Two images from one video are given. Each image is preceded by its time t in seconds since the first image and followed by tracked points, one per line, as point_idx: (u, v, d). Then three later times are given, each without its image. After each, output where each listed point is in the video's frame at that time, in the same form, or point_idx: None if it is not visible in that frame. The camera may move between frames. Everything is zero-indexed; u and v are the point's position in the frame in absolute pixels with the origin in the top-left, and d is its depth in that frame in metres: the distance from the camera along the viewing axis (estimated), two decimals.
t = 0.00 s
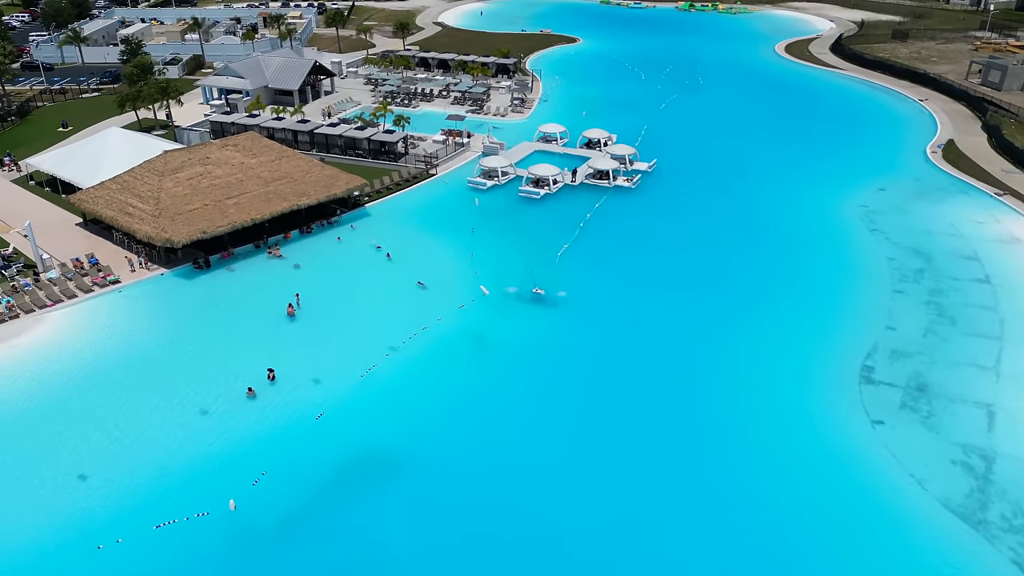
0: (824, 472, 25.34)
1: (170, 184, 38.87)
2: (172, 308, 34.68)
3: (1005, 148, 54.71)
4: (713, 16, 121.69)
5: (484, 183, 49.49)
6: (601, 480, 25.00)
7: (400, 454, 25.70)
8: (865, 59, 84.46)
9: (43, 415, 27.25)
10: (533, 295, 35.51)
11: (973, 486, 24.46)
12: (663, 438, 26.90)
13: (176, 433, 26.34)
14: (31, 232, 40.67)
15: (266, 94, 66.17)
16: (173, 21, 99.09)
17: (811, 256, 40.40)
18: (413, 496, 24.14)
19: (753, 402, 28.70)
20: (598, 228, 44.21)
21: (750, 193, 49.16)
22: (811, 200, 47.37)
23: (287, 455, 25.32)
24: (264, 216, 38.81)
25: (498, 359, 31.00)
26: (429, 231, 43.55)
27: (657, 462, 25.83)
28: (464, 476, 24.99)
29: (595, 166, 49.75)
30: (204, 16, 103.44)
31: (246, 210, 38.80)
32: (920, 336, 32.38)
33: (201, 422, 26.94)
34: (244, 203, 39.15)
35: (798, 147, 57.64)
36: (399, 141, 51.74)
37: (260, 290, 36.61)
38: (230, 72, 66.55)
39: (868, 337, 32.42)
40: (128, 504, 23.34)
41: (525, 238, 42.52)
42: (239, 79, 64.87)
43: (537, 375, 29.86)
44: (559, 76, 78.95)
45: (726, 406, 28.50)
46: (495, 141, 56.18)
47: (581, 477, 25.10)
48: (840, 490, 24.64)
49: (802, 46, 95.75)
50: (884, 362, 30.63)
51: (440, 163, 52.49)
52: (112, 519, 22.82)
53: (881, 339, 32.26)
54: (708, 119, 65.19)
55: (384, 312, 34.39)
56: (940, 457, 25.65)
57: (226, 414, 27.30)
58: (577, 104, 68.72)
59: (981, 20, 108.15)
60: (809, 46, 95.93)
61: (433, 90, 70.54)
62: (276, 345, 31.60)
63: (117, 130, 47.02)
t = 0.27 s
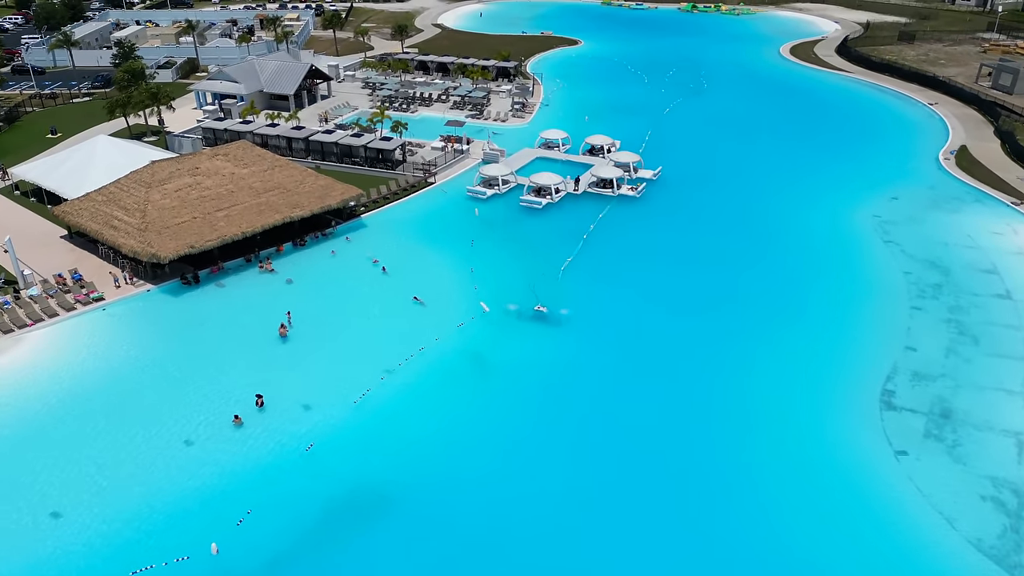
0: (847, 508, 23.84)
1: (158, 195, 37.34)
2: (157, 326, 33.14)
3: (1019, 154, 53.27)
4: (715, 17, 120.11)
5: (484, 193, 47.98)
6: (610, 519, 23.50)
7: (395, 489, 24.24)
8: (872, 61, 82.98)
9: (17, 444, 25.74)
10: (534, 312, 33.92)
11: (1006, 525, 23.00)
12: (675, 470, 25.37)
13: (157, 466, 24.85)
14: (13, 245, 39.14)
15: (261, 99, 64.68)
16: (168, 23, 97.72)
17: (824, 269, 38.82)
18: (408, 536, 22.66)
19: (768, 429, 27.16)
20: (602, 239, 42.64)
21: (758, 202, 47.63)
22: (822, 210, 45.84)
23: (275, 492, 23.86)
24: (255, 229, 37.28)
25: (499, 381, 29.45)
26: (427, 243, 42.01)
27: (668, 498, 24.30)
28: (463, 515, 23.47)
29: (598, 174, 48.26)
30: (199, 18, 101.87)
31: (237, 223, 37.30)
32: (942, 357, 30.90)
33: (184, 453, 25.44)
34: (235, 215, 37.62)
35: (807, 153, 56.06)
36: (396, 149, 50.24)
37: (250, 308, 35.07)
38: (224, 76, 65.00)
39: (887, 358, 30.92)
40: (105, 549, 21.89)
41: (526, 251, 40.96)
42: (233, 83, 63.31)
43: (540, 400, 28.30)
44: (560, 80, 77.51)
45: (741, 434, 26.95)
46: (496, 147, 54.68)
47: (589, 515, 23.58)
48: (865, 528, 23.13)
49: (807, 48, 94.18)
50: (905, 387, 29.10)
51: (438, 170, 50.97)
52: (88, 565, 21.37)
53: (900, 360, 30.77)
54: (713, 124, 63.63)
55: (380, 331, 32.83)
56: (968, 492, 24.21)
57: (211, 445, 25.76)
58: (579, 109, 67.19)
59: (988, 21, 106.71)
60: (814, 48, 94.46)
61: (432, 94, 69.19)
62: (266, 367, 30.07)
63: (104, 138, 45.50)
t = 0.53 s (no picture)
0: (873, 550, 22.32)
1: (144, 208, 35.81)
2: (141, 346, 31.58)
3: None
4: (718, 18, 118.56)
5: (483, 203, 46.51)
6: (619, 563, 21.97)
7: (389, 529, 22.70)
8: (879, 64, 81.51)
9: None
10: (536, 331, 32.38)
11: None
12: (688, 507, 23.84)
13: (135, 504, 23.31)
14: None
15: (256, 104, 63.23)
16: (163, 26, 96.36)
17: (838, 283, 37.26)
18: None
19: (786, 460, 25.60)
20: (606, 251, 41.06)
21: (768, 212, 46.08)
22: (834, 220, 44.29)
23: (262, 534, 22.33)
24: (245, 243, 35.78)
25: (500, 407, 27.89)
26: (424, 256, 40.49)
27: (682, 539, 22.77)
28: (462, 559, 21.95)
29: (601, 182, 46.75)
30: (194, 21, 100.34)
31: (226, 237, 35.78)
32: (966, 380, 29.37)
33: (165, 489, 23.90)
34: (224, 228, 36.12)
35: (816, 160, 54.48)
36: (394, 157, 48.75)
37: (239, 326, 33.52)
38: (218, 80, 63.54)
39: (908, 382, 29.38)
40: None
41: (528, 264, 39.43)
42: (227, 88, 61.77)
43: (543, 429, 26.77)
44: (561, 83, 76.06)
45: (757, 466, 25.40)
46: (496, 154, 53.18)
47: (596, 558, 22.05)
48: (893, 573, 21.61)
49: (812, 51, 92.63)
50: (928, 414, 27.59)
51: (437, 179, 49.46)
52: None
53: (922, 384, 29.24)
54: (719, 129, 62.07)
55: (374, 351, 31.29)
56: (1000, 533, 22.76)
57: (195, 480, 24.24)
58: (581, 114, 65.67)
59: (995, 23, 105.21)
60: (819, 50, 93.01)
61: (430, 99, 67.80)
62: (254, 392, 28.50)
63: (91, 146, 43.99)
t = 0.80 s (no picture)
0: None
1: (128, 222, 34.25)
2: (123, 369, 30.03)
3: None
4: (721, 20, 116.93)
5: (483, 213, 44.96)
6: None
7: None
8: (887, 67, 79.98)
9: None
10: (539, 354, 30.79)
11: None
12: (702, 549, 22.34)
13: (110, 548, 21.78)
14: None
15: (250, 109, 61.73)
16: (158, 28, 94.94)
17: (853, 298, 35.74)
18: None
19: (806, 497, 24.07)
20: (611, 264, 39.43)
21: (778, 222, 44.51)
22: (847, 231, 42.75)
23: None
24: (234, 259, 34.21)
25: (501, 437, 26.36)
26: (422, 270, 38.88)
27: None
28: None
29: (605, 192, 45.10)
30: (190, 24, 98.88)
31: (214, 252, 34.22)
32: (993, 407, 27.86)
33: (143, 530, 22.36)
34: (212, 243, 34.56)
35: (825, 168, 52.92)
36: (391, 165, 47.15)
37: (227, 346, 31.95)
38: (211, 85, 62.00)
39: (933, 409, 27.85)
40: None
41: (529, 278, 37.82)
42: (221, 93, 60.22)
43: (547, 461, 25.26)
44: (563, 87, 74.56)
45: (775, 503, 23.86)
46: (496, 162, 51.64)
47: None
48: None
49: (817, 53, 91.00)
50: (955, 445, 26.11)
51: (435, 188, 47.87)
52: None
53: (947, 411, 27.72)
54: (725, 135, 60.48)
55: (369, 375, 29.74)
56: None
57: (176, 520, 22.69)
58: (584, 120, 64.08)
59: (1003, 24, 103.67)
60: (825, 52, 91.47)
61: (429, 103, 66.34)
62: (240, 420, 26.95)
63: (76, 155, 42.44)
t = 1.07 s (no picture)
0: None
1: (110, 237, 32.68)
2: (102, 395, 28.48)
3: None
4: (724, 21, 115.46)
5: (483, 224, 43.39)
6: None
7: None
8: (895, 70, 78.44)
9: None
10: (542, 378, 29.23)
11: None
12: None
13: None
14: None
15: (244, 115, 60.23)
16: (153, 31, 93.46)
17: (870, 316, 34.18)
18: None
19: (827, 539, 22.57)
20: (616, 278, 37.87)
21: (789, 233, 42.94)
22: (861, 243, 41.18)
23: None
24: (222, 276, 32.63)
25: (501, 472, 24.83)
26: (419, 286, 37.30)
27: None
28: None
29: (609, 203, 43.55)
30: (186, 26, 97.41)
31: (201, 269, 32.64)
32: None
33: None
34: (199, 259, 32.99)
35: (835, 176, 51.39)
36: (388, 175, 45.60)
37: (213, 369, 30.37)
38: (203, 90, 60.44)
39: (959, 439, 26.30)
40: None
41: (531, 294, 36.26)
42: (213, 98, 58.68)
43: (551, 500, 23.77)
44: (565, 91, 73.05)
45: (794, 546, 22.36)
46: (496, 171, 50.09)
47: None
48: None
49: (823, 56, 89.48)
50: (985, 479, 24.58)
51: (434, 198, 46.32)
52: None
53: (975, 442, 26.18)
54: (731, 141, 58.95)
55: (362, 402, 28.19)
56: None
57: (153, 567, 21.19)
58: (586, 125, 62.60)
59: (1011, 26, 102.16)
60: (831, 55, 89.94)
61: (428, 108, 64.83)
62: (224, 453, 25.40)
63: (59, 165, 40.84)
